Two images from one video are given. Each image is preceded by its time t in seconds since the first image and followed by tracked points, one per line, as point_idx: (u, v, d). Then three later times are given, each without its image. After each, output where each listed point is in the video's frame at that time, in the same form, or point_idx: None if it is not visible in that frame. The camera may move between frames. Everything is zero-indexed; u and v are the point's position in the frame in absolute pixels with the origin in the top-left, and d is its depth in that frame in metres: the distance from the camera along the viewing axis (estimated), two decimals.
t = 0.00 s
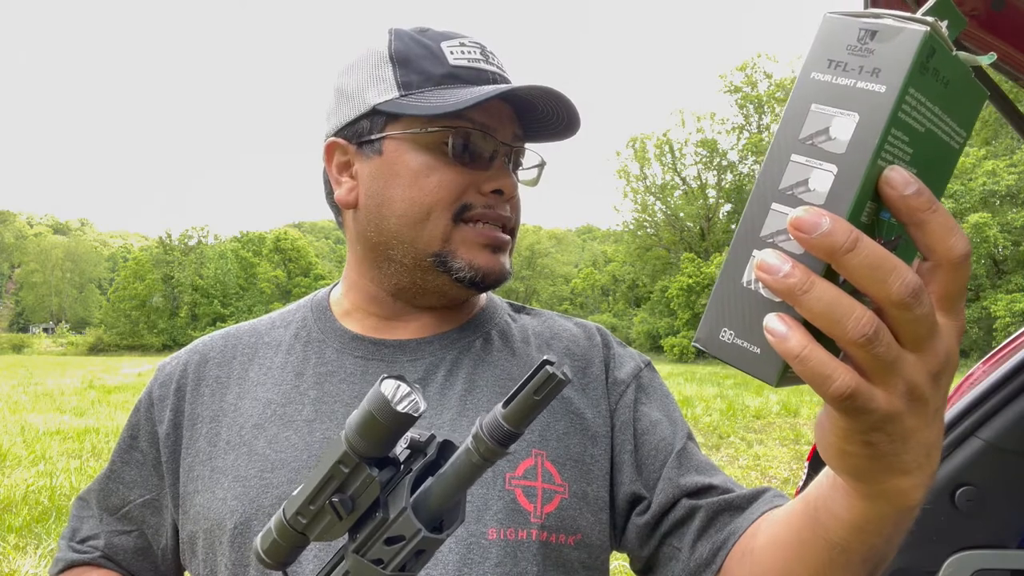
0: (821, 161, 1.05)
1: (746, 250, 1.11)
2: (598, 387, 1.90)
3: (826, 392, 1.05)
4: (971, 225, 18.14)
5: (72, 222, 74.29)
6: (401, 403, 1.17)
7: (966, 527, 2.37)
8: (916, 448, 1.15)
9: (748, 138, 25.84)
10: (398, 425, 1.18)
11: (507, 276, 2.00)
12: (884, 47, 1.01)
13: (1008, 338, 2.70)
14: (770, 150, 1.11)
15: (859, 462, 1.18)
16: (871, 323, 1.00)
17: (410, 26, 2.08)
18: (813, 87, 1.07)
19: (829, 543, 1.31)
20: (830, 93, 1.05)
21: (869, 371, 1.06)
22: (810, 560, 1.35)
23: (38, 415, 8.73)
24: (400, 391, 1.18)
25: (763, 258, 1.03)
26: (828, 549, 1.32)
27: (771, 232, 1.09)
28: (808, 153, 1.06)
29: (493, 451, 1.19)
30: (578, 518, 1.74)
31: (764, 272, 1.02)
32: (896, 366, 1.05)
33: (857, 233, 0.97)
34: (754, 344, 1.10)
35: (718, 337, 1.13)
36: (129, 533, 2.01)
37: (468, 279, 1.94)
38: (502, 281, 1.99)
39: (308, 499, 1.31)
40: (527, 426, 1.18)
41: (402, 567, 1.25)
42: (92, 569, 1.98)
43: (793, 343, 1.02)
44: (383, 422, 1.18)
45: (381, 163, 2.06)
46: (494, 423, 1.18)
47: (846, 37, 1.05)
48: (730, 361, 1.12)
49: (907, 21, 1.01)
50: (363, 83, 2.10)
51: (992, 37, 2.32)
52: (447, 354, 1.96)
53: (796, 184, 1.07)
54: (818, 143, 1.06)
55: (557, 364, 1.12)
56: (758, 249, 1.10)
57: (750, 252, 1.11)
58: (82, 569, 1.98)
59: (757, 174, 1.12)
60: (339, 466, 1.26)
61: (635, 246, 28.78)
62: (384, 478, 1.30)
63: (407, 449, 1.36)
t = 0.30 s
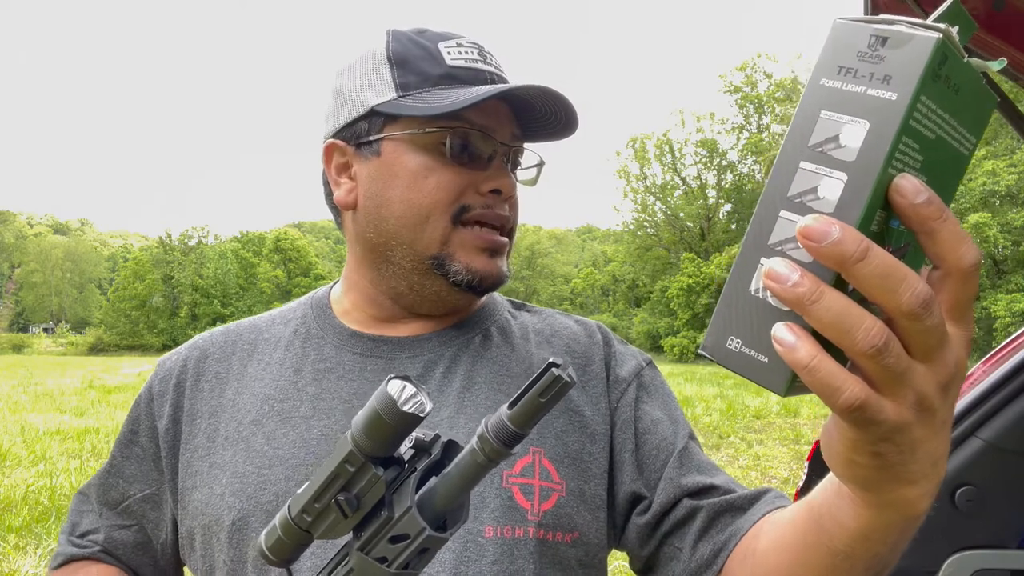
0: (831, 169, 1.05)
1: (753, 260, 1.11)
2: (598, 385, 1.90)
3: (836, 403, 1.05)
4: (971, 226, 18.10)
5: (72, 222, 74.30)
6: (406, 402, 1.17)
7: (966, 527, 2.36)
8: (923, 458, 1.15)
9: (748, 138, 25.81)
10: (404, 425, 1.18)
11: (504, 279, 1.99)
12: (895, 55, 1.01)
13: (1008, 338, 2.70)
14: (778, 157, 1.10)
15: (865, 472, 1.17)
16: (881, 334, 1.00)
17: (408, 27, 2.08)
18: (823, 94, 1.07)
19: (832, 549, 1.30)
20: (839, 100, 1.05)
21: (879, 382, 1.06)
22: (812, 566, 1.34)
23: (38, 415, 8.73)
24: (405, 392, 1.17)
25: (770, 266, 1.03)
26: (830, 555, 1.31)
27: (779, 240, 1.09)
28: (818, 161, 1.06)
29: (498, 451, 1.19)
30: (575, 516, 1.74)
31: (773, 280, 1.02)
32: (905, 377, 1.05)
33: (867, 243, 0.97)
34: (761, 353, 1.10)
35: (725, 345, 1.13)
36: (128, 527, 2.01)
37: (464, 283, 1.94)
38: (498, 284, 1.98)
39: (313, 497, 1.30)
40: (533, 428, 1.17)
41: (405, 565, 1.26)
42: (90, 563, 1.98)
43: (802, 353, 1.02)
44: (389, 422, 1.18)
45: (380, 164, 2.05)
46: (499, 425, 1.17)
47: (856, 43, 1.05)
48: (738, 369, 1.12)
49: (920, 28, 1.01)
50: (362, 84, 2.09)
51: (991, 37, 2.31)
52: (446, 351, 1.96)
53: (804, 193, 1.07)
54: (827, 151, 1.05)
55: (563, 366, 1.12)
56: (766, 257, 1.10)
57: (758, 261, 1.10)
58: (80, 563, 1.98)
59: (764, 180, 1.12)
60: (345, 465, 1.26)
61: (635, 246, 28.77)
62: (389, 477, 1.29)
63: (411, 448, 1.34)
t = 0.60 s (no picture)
0: (822, 175, 1.04)
1: (745, 268, 1.10)
2: (599, 383, 1.89)
3: (828, 413, 1.05)
4: (972, 226, 18.10)
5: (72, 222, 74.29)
6: (406, 402, 1.16)
7: (966, 527, 2.36)
8: (919, 466, 1.14)
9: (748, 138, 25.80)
10: (404, 425, 1.18)
11: (498, 283, 1.98)
12: (886, 58, 1.00)
13: (1008, 338, 2.69)
14: (769, 163, 1.10)
15: (861, 480, 1.16)
16: (874, 343, 1.00)
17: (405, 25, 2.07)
18: (813, 99, 1.06)
19: (830, 554, 1.30)
20: (830, 104, 1.04)
21: (872, 391, 1.05)
22: (811, 571, 1.33)
23: (38, 415, 8.72)
24: (405, 391, 1.17)
25: (763, 275, 1.02)
26: (829, 560, 1.30)
27: (770, 247, 1.08)
28: (809, 166, 1.05)
29: (499, 453, 1.18)
30: (574, 515, 1.73)
31: (764, 289, 1.01)
32: (898, 387, 1.04)
33: (859, 250, 0.96)
34: (753, 363, 1.10)
35: (718, 354, 1.13)
36: (124, 524, 2.00)
37: (459, 285, 1.94)
38: (492, 289, 1.97)
39: (312, 496, 1.30)
40: (533, 429, 1.17)
41: (403, 566, 1.25)
42: (87, 560, 1.97)
43: (794, 363, 1.01)
44: (388, 421, 1.17)
45: (378, 162, 2.05)
46: (499, 425, 1.17)
47: (847, 46, 1.04)
48: (731, 379, 1.11)
49: (910, 30, 1.00)
50: (360, 83, 2.09)
51: (990, 37, 2.30)
52: (445, 350, 1.95)
53: (795, 199, 1.06)
54: (818, 157, 1.05)
55: (565, 367, 1.11)
56: (758, 265, 1.09)
57: (748, 270, 1.10)
58: (77, 560, 1.97)
59: (756, 186, 1.11)
60: (344, 465, 1.25)
61: (635, 247, 28.77)
62: (388, 477, 1.28)
63: (411, 448, 1.34)
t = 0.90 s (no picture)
0: (810, 165, 1.04)
1: (735, 261, 1.10)
2: (598, 384, 1.89)
3: (820, 404, 1.04)
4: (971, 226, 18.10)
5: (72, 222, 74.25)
6: (392, 401, 1.16)
7: (965, 527, 2.36)
8: (915, 458, 1.14)
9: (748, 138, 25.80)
10: (391, 423, 1.17)
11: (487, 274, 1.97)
12: (872, 47, 1.00)
13: (1008, 338, 2.69)
14: (758, 155, 1.10)
15: (856, 473, 1.16)
16: (865, 332, 0.99)
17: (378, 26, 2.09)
18: (800, 90, 1.06)
19: (829, 550, 1.30)
20: (818, 95, 1.04)
21: (865, 381, 1.05)
22: (810, 568, 1.33)
23: (38, 415, 8.72)
24: (392, 390, 1.17)
25: (753, 266, 1.03)
26: (828, 557, 1.30)
27: (760, 239, 1.08)
28: (796, 158, 1.05)
29: (488, 451, 1.18)
30: (573, 515, 1.73)
31: (755, 280, 1.02)
32: (891, 375, 1.04)
33: (848, 239, 0.96)
34: (746, 355, 1.09)
35: (710, 347, 1.13)
36: (123, 525, 2.00)
37: (441, 281, 1.93)
38: (480, 282, 1.96)
39: (300, 497, 1.30)
40: (522, 427, 1.16)
41: (394, 567, 1.25)
42: (85, 561, 1.97)
43: (786, 354, 1.01)
44: (375, 420, 1.17)
45: (353, 168, 2.06)
46: (488, 424, 1.17)
47: (833, 36, 1.04)
48: (725, 373, 1.11)
49: (895, 19, 1.00)
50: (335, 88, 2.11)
51: (990, 37, 2.30)
52: (444, 350, 1.95)
53: (784, 190, 1.06)
54: (806, 148, 1.05)
55: (552, 364, 1.11)
56: (748, 257, 1.09)
57: (739, 262, 1.10)
58: (75, 561, 1.97)
59: (745, 178, 1.12)
60: (330, 465, 1.25)
61: (635, 247, 28.77)
62: (375, 478, 1.28)
63: (400, 447, 1.34)
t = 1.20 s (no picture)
0: (803, 166, 1.04)
1: (731, 263, 1.11)
2: (598, 383, 1.89)
3: (818, 408, 1.04)
4: (971, 226, 18.09)
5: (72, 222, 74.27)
6: (393, 398, 1.16)
7: (965, 527, 2.36)
8: (915, 460, 1.14)
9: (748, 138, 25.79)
10: (392, 422, 1.17)
11: (472, 273, 1.96)
12: (864, 46, 1.00)
13: (1008, 338, 2.69)
14: (751, 157, 1.10)
15: (856, 475, 1.16)
16: (862, 335, 0.99)
17: (354, 27, 2.10)
18: (793, 90, 1.06)
19: (830, 553, 1.30)
20: (811, 95, 1.04)
21: (863, 384, 1.05)
22: (812, 569, 1.34)
23: (38, 415, 8.73)
24: (393, 389, 1.17)
25: (748, 269, 1.03)
26: (829, 559, 1.31)
27: (755, 241, 1.08)
28: (790, 159, 1.06)
29: (488, 450, 1.18)
30: (572, 516, 1.73)
31: (750, 284, 1.02)
32: (888, 378, 1.04)
33: (843, 241, 0.96)
34: (742, 359, 1.09)
35: (707, 351, 1.13)
36: (122, 527, 2.00)
37: (423, 279, 1.93)
38: (462, 283, 1.95)
39: (300, 496, 1.30)
40: (522, 427, 1.17)
41: (393, 567, 1.25)
42: (85, 563, 1.97)
43: (783, 358, 1.01)
44: (376, 419, 1.17)
45: (334, 171, 2.07)
46: (489, 423, 1.17)
47: (824, 36, 1.04)
48: (722, 376, 1.11)
49: (887, 17, 1.00)
50: (315, 93, 2.13)
51: (989, 37, 2.31)
52: (442, 350, 1.95)
53: (779, 192, 1.06)
54: (800, 148, 1.05)
55: (554, 363, 1.11)
56: (743, 259, 1.09)
57: (735, 265, 1.10)
58: (75, 563, 1.97)
59: (739, 180, 1.12)
60: (331, 464, 1.25)
61: (635, 247, 28.75)
62: (377, 477, 1.28)
63: (400, 447, 1.34)
